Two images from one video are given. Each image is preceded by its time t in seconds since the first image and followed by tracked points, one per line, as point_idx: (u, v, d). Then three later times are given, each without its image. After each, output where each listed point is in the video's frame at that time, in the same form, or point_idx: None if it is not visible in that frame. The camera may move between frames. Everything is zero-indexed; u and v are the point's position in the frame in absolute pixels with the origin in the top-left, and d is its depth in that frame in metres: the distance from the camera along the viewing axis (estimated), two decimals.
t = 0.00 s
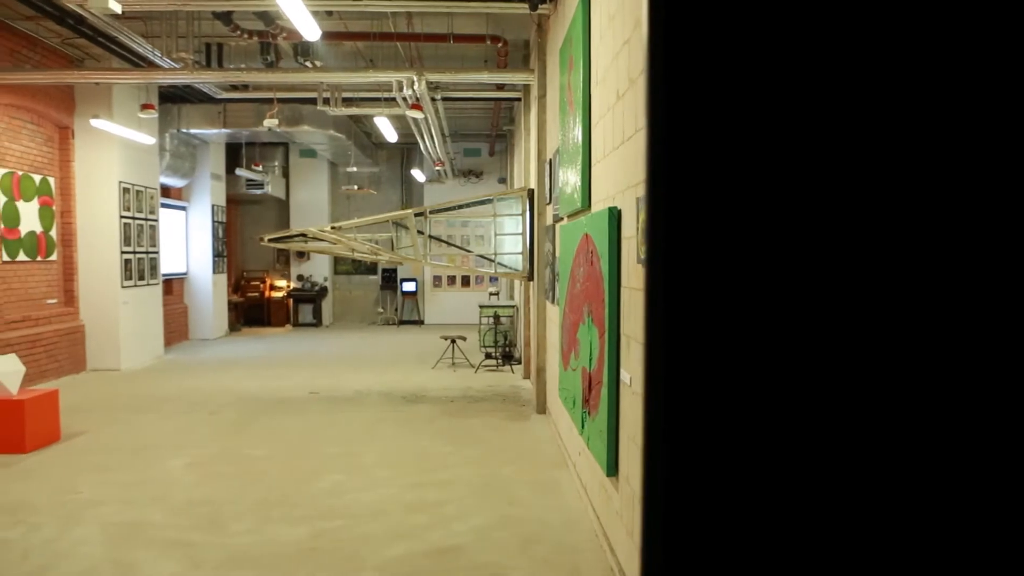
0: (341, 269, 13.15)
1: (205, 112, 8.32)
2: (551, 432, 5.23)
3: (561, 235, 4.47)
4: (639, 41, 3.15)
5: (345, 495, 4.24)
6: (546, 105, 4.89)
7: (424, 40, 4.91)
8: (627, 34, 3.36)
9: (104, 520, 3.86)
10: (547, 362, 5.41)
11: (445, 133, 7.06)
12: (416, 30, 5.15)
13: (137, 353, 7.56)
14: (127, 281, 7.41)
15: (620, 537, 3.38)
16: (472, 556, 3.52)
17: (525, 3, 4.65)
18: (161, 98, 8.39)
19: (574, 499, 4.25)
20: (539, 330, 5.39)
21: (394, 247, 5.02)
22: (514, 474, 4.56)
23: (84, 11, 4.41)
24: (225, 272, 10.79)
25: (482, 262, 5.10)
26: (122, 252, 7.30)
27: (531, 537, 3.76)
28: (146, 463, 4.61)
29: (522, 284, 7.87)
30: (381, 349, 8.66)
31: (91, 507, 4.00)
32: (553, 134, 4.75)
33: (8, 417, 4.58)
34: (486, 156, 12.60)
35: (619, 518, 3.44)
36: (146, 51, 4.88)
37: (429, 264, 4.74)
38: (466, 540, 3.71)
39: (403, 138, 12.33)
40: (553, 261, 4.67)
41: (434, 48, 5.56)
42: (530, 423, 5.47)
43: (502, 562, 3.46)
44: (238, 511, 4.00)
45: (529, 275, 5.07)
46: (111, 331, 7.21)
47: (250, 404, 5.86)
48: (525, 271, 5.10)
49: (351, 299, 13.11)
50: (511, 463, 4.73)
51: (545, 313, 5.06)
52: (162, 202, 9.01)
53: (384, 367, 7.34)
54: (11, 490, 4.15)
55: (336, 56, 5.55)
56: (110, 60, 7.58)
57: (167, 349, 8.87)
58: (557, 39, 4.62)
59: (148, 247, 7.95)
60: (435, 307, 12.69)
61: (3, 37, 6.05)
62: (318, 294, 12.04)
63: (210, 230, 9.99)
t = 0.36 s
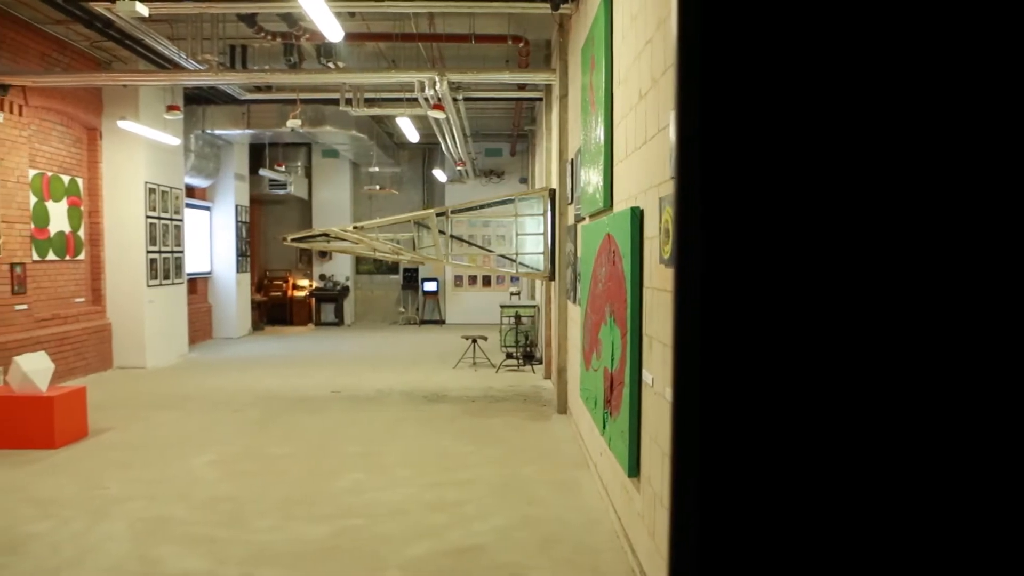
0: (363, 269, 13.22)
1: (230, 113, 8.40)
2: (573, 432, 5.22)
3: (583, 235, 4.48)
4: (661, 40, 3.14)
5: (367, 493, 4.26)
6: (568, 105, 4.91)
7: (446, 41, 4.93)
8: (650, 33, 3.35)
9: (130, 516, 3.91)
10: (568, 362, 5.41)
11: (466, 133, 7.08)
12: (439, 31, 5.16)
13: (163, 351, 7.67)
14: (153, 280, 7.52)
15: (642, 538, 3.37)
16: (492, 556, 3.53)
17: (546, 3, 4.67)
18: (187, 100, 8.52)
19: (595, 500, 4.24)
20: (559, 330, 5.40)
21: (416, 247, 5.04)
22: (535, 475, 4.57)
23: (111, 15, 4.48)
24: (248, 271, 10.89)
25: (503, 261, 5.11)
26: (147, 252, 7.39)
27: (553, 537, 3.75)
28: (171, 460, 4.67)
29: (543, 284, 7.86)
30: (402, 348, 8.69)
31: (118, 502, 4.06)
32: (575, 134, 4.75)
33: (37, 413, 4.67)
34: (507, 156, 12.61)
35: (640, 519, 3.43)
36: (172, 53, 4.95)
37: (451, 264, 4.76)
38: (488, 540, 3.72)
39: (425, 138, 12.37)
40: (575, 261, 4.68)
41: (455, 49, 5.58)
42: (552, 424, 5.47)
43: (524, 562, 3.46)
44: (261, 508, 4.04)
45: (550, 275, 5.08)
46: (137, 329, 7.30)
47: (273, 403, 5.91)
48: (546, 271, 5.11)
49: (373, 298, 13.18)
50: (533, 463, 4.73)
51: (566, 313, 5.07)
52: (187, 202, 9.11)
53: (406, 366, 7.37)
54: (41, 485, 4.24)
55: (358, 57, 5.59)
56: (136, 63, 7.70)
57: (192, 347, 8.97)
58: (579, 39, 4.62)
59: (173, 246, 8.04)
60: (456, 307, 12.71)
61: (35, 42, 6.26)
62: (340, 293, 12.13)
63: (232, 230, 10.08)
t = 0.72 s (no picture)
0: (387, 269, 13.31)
1: (257, 114, 8.51)
2: (596, 433, 5.21)
3: (608, 235, 4.50)
4: (688, 39, 3.12)
5: (391, 491, 4.29)
6: (593, 106, 4.93)
7: (470, 41, 4.93)
8: (676, 32, 3.33)
9: (159, 510, 3.97)
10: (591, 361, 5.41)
11: (490, 133, 7.09)
12: (464, 31, 5.19)
13: (190, 349, 7.77)
14: (181, 279, 7.61)
15: (666, 540, 3.35)
16: (516, 556, 3.53)
17: (571, 3, 4.67)
18: (215, 101, 8.64)
19: (619, 500, 4.23)
20: (583, 330, 5.40)
21: (441, 247, 5.07)
22: (560, 475, 4.57)
23: (142, 18, 4.54)
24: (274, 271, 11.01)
25: (527, 261, 5.12)
26: (176, 251, 7.49)
27: (578, 537, 3.75)
28: (198, 457, 4.73)
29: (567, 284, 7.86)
30: (427, 347, 8.73)
31: (147, 497, 4.12)
32: (599, 133, 4.76)
33: (69, 409, 4.76)
34: (531, 156, 12.62)
35: (664, 521, 3.41)
36: (199, 54, 5.01)
37: (474, 263, 4.80)
38: (513, 539, 3.72)
39: (450, 138, 12.40)
40: (599, 262, 4.70)
41: (479, 49, 5.60)
42: (575, 424, 5.46)
43: (548, 562, 3.47)
44: (286, 505, 4.08)
45: (574, 275, 5.10)
46: (165, 327, 7.41)
47: (298, 400, 5.97)
48: (570, 271, 5.13)
49: (396, 298, 13.25)
50: (558, 464, 4.73)
51: (591, 313, 5.08)
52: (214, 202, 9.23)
53: (429, 366, 7.40)
54: (72, 480, 4.31)
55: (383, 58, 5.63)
56: (166, 65, 7.81)
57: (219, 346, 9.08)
58: (603, 39, 4.62)
59: (201, 246, 8.14)
60: (480, 307, 12.73)
61: (70, 46, 6.40)
62: (364, 293, 12.20)
63: (258, 229, 10.17)
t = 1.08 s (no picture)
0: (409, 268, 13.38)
1: (281, 116, 8.60)
2: (619, 433, 5.19)
3: (631, 235, 4.49)
4: (712, 37, 3.10)
5: (414, 490, 4.31)
6: (616, 105, 4.92)
7: (493, 40, 4.94)
8: (700, 31, 3.31)
9: (185, 507, 4.02)
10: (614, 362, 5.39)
11: (512, 133, 7.10)
12: (486, 30, 5.20)
13: (215, 348, 7.86)
14: (206, 278, 7.69)
15: (690, 542, 3.33)
16: (538, 555, 3.53)
17: (594, 2, 4.66)
18: (240, 102, 8.74)
19: (641, 501, 4.21)
20: (606, 330, 5.39)
21: (463, 246, 5.08)
22: (582, 475, 4.56)
23: (170, 21, 4.61)
24: (297, 270, 11.11)
25: (549, 261, 5.13)
26: (202, 251, 7.58)
27: (600, 538, 3.75)
28: (223, 454, 4.78)
29: (589, 284, 7.84)
30: (449, 347, 8.76)
31: (173, 494, 4.18)
32: (623, 133, 4.75)
33: (98, 407, 4.83)
34: (553, 156, 12.61)
35: (688, 522, 3.39)
36: (226, 57, 5.07)
37: (497, 263, 4.83)
38: (535, 538, 3.73)
39: (472, 138, 12.42)
40: (622, 262, 4.69)
41: (502, 49, 5.62)
42: (598, 424, 5.45)
43: (570, 562, 3.46)
44: (310, 503, 4.11)
45: (597, 275, 5.09)
46: (192, 326, 7.51)
47: (322, 399, 6.02)
48: (593, 271, 5.12)
49: (418, 297, 13.32)
50: (579, 464, 4.73)
51: (613, 313, 5.06)
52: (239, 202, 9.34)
53: (451, 365, 7.43)
54: (101, 476, 4.38)
55: (407, 58, 5.65)
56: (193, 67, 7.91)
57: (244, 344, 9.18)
58: (627, 38, 4.61)
59: (226, 246, 8.23)
60: (502, 307, 12.74)
61: (99, 49, 6.51)
62: (387, 292, 12.28)
63: (282, 230, 10.27)
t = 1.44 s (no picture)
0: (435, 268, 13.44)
1: (308, 116, 8.68)
2: (644, 434, 5.17)
3: (657, 235, 4.47)
4: (740, 35, 3.07)
5: (438, 489, 4.32)
6: (643, 104, 4.90)
7: (518, 40, 4.95)
8: (728, 29, 3.27)
9: (213, 503, 4.07)
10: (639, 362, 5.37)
11: (537, 132, 7.10)
12: (511, 30, 5.20)
13: (243, 346, 7.95)
14: (235, 277, 7.79)
15: (716, 545, 3.30)
16: (563, 556, 3.52)
17: (620, 1, 4.64)
18: (267, 104, 8.84)
19: (666, 503, 4.18)
20: (631, 331, 5.37)
21: (488, 246, 5.09)
22: (607, 475, 4.55)
23: (200, 24, 4.67)
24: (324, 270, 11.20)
25: (574, 261, 5.13)
26: (230, 250, 7.67)
27: (625, 539, 3.73)
28: (251, 452, 4.84)
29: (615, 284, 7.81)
30: (474, 347, 8.78)
31: (202, 490, 4.23)
32: (649, 132, 4.73)
33: (130, 404, 4.91)
34: (579, 156, 12.59)
35: (714, 524, 3.36)
36: (255, 59, 5.13)
37: (522, 262, 4.86)
38: (559, 539, 3.72)
39: (497, 138, 12.44)
40: (648, 262, 4.68)
41: (528, 49, 5.62)
42: (623, 424, 5.43)
43: (594, 562, 3.46)
44: (336, 501, 4.15)
45: (622, 275, 5.08)
46: (220, 325, 7.60)
47: (347, 398, 6.07)
48: (618, 271, 5.11)
49: (443, 296, 13.37)
50: (604, 464, 4.71)
51: (639, 313, 5.05)
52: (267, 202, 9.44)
53: (476, 365, 7.44)
54: (132, 471, 4.45)
55: (432, 59, 5.67)
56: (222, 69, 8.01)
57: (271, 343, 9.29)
58: (653, 38, 4.58)
59: (254, 245, 8.33)
60: (527, 307, 12.73)
61: (132, 52, 6.63)
62: (412, 292, 12.33)
63: (308, 229, 10.36)
